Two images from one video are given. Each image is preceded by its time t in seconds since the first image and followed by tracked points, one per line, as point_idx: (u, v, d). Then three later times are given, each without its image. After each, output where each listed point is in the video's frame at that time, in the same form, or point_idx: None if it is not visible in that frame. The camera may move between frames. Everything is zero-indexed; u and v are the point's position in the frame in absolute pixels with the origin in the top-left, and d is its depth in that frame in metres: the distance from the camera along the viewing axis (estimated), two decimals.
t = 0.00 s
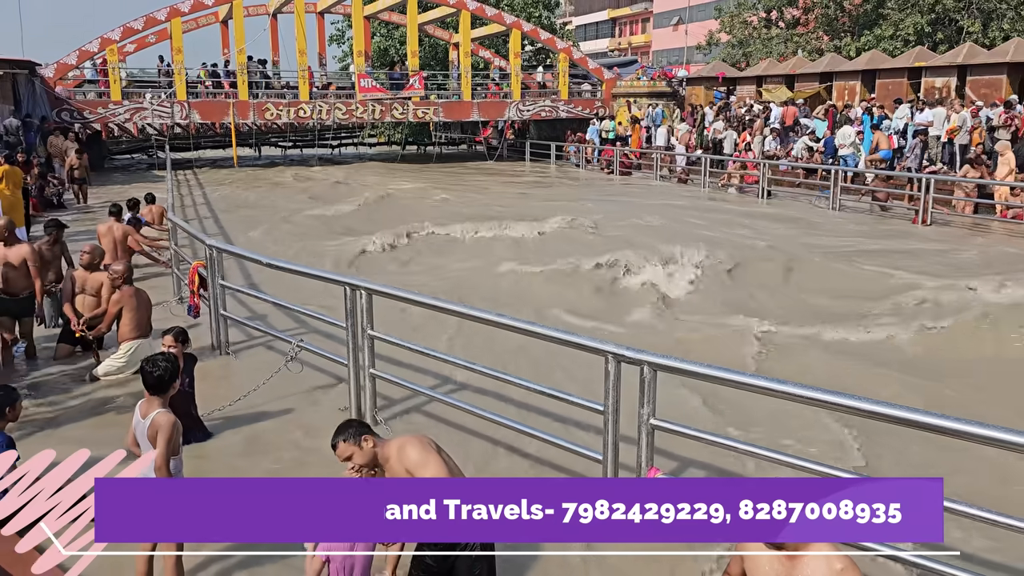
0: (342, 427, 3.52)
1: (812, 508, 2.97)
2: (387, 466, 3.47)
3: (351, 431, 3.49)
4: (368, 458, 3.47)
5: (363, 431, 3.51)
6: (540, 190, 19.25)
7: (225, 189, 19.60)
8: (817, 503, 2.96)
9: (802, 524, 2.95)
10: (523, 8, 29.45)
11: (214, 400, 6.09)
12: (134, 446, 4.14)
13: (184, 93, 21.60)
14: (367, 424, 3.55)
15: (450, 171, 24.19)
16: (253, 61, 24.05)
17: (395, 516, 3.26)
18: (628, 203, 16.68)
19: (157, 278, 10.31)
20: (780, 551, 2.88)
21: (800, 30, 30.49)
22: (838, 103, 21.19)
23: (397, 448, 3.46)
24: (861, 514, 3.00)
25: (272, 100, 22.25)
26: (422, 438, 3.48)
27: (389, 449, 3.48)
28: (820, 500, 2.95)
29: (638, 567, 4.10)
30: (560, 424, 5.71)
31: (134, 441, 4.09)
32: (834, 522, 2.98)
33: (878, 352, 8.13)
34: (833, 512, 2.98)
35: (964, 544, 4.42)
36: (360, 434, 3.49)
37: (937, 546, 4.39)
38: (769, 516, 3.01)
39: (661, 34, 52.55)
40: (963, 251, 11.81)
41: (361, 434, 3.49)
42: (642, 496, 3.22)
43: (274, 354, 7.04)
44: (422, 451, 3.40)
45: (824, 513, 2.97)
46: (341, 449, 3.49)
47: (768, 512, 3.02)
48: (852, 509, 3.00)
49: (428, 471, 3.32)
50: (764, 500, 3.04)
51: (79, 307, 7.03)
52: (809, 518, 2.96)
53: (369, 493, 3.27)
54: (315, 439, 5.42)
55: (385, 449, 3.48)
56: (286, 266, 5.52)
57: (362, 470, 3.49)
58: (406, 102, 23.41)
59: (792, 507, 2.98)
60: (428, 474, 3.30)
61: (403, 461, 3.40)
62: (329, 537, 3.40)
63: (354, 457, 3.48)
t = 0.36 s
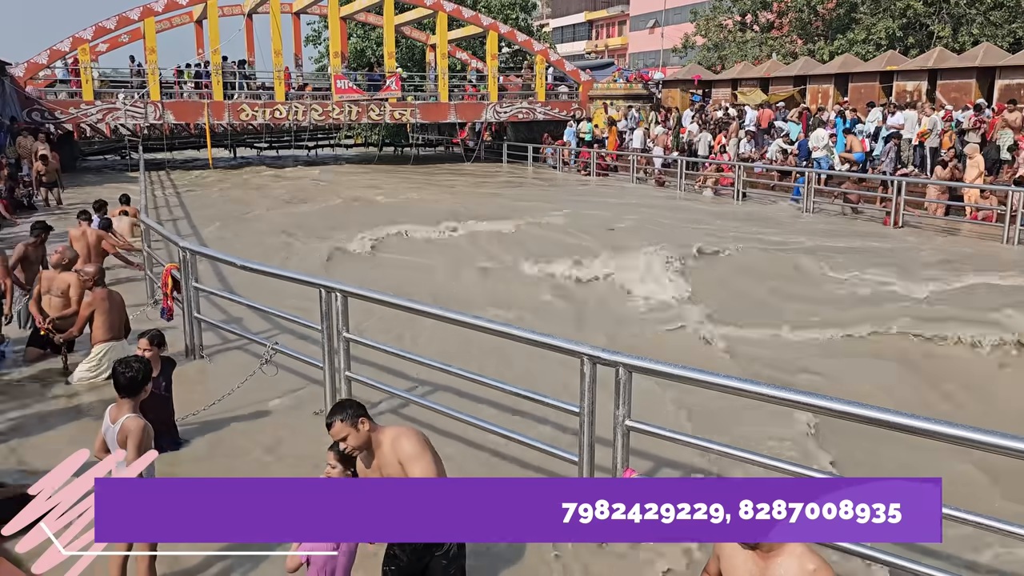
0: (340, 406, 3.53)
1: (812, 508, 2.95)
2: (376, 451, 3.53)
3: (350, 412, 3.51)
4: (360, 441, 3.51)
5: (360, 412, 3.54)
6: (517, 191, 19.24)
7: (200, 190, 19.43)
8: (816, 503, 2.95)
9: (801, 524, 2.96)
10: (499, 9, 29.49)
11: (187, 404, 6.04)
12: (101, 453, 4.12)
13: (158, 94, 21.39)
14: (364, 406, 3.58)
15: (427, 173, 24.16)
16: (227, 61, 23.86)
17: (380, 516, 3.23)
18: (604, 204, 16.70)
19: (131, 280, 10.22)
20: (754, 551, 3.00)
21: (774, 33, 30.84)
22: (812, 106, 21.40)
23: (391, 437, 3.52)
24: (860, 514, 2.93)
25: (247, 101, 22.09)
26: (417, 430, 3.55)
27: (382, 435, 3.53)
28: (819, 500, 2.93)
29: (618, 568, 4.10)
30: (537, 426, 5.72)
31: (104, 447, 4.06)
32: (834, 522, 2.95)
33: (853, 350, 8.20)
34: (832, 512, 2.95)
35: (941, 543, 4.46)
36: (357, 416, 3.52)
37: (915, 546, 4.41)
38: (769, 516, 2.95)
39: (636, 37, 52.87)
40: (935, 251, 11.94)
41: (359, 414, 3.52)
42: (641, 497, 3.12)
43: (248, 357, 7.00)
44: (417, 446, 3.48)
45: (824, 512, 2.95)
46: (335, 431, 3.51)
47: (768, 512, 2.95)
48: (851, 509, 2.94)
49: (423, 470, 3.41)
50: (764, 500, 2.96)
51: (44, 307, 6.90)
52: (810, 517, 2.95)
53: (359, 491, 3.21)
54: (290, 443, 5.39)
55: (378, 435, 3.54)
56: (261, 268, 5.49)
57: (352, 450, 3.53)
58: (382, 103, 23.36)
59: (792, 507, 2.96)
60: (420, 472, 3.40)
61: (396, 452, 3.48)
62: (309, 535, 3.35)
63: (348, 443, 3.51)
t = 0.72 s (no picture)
0: (314, 400, 3.49)
1: (812, 508, 3.11)
2: (348, 446, 3.52)
3: (325, 406, 3.48)
4: (334, 437, 3.49)
5: (335, 407, 3.51)
6: (483, 192, 19.20)
7: (160, 191, 19.12)
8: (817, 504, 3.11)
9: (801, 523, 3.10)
10: (464, 11, 29.49)
11: (146, 409, 5.95)
12: (61, 462, 4.02)
13: (117, 93, 21.02)
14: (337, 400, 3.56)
15: (392, 174, 24.04)
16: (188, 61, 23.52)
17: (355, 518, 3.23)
18: (570, 206, 16.73)
19: (89, 283, 10.01)
20: (718, 551, 2.93)
21: (735, 37, 31.24)
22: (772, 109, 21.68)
23: (365, 432, 3.52)
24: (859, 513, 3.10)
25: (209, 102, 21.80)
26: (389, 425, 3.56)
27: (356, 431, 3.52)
28: (821, 501, 3.09)
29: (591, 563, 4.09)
30: (502, 426, 5.72)
31: (63, 454, 3.98)
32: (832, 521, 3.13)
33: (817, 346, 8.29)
34: (832, 512, 3.13)
35: (904, 538, 4.52)
36: (332, 410, 3.49)
37: (880, 540, 4.47)
38: (769, 516, 3.01)
39: (600, 39, 53.21)
40: (894, 250, 12.15)
41: (333, 409, 3.50)
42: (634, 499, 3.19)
43: (210, 361, 6.90)
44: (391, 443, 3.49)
45: (824, 512, 3.12)
46: (307, 425, 3.47)
47: (768, 512, 3.02)
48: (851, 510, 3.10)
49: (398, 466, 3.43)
50: (766, 500, 3.02)
51: None
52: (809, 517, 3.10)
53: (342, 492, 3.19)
54: (254, 448, 5.32)
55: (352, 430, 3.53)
56: (222, 271, 5.43)
57: (324, 445, 3.50)
58: (346, 104, 23.23)
59: (792, 508, 3.08)
60: (395, 468, 3.42)
61: (369, 447, 3.47)
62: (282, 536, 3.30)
63: (321, 437, 3.48)
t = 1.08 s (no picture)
0: (279, 400, 3.43)
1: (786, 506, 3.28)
2: (310, 449, 3.48)
3: (290, 407, 3.42)
4: (296, 439, 3.44)
5: (299, 408, 3.46)
6: (437, 193, 19.13)
7: (107, 193, 18.70)
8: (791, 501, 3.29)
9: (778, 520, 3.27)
10: (417, 12, 29.41)
11: (93, 416, 5.81)
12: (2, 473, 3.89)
13: (60, 93, 20.51)
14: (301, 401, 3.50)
15: (345, 176, 23.84)
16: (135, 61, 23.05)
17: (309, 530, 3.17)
18: (524, 206, 16.74)
19: (32, 288, 9.75)
20: (671, 550, 2.99)
21: (686, 41, 31.66)
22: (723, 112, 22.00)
23: (328, 436, 3.47)
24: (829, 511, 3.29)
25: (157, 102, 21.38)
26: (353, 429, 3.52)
27: (320, 433, 3.48)
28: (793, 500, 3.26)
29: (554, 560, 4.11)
30: (458, 429, 5.71)
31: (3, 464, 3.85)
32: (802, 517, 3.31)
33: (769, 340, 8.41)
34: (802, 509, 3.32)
35: (853, 532, 4.63)
36: (296, 413, 3.43)
37: (830, 535, 4.57)
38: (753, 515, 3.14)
39: (554, 42, 53.48)
40: (842, 249, 12.39)
41: (298, 410, 3.45)
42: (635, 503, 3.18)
43: (159, 367, 6.77)
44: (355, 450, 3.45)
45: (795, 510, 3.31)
46: (270, 425, 3.42)
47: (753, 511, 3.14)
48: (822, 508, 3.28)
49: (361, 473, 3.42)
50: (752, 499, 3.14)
51: None
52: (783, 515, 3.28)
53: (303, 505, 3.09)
54: (205, 454, 5.24)
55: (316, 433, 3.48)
56: (171, 275, 5.33)
57: (286, 447, 3.46)
58: (298, 105, 22.98)
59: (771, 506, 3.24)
60: (354, 474, 3.40)
61: (330, 451, 3.44)
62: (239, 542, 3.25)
63: (282, 438, 3.44)
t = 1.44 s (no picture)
0: (227, 407, 3.41)
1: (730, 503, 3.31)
2: (258, 456, 3.45)
3: (238, 414, 3.40)
4: (244, 447, 3.41)
5: (247, 415, 3.44)
6: (389, 194, 19.00)
7: (48, 195, 18.21)
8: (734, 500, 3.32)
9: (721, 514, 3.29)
10: (368, 13, 29.27)
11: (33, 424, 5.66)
12: None
13: None
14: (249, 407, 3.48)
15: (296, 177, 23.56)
16: (77, 60, 22.51)
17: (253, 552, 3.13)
18: (476, 208, 16.73)
19: None
20: (619, 549, 3.03)
21: (637, 43, 31.98)
22: (673, 114, 22.29)
23: (277, 443, 3.45)
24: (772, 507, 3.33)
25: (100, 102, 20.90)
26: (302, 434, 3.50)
27: (268, 440, 3.46)
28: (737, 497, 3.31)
29: (509, 562, 4.12)
30: (410, 431, 5.68)
31: None
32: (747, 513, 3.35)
33: (719, 337, 8.53)
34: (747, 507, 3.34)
35: (796, 525, 4.74)
36: (245, 419, 3.41)
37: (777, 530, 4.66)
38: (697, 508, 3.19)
39: (507, 44, 53.61)
40: (789, 249, 12.62)
41: (246, 416, 3.43)
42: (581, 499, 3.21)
43: (102, 373, 6.62)
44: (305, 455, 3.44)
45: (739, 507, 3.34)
46: (220, 430, 3.38)
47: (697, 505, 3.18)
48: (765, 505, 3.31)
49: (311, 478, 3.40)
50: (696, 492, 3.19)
51: None
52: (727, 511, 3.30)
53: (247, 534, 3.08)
54: (152, 462, 5.14)
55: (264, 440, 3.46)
56: (115, 278, 5.22)
57: (234, 454, 3.42)
58: (248, 106, 22.67)
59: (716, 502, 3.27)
60: (303, 480, 3.38)
61: (279, 456, 3.42)
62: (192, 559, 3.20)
63: (231, 444, 3.40)
